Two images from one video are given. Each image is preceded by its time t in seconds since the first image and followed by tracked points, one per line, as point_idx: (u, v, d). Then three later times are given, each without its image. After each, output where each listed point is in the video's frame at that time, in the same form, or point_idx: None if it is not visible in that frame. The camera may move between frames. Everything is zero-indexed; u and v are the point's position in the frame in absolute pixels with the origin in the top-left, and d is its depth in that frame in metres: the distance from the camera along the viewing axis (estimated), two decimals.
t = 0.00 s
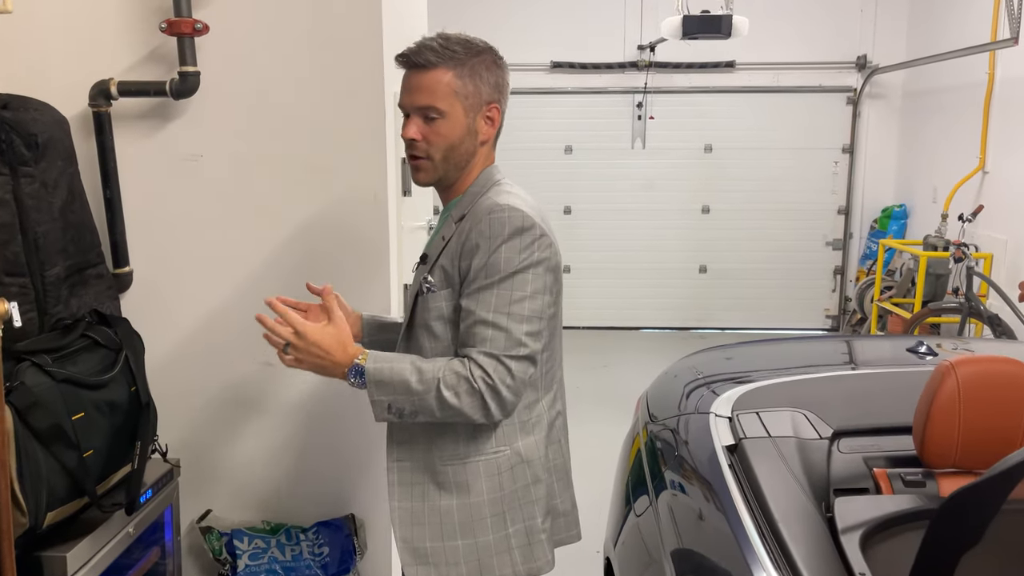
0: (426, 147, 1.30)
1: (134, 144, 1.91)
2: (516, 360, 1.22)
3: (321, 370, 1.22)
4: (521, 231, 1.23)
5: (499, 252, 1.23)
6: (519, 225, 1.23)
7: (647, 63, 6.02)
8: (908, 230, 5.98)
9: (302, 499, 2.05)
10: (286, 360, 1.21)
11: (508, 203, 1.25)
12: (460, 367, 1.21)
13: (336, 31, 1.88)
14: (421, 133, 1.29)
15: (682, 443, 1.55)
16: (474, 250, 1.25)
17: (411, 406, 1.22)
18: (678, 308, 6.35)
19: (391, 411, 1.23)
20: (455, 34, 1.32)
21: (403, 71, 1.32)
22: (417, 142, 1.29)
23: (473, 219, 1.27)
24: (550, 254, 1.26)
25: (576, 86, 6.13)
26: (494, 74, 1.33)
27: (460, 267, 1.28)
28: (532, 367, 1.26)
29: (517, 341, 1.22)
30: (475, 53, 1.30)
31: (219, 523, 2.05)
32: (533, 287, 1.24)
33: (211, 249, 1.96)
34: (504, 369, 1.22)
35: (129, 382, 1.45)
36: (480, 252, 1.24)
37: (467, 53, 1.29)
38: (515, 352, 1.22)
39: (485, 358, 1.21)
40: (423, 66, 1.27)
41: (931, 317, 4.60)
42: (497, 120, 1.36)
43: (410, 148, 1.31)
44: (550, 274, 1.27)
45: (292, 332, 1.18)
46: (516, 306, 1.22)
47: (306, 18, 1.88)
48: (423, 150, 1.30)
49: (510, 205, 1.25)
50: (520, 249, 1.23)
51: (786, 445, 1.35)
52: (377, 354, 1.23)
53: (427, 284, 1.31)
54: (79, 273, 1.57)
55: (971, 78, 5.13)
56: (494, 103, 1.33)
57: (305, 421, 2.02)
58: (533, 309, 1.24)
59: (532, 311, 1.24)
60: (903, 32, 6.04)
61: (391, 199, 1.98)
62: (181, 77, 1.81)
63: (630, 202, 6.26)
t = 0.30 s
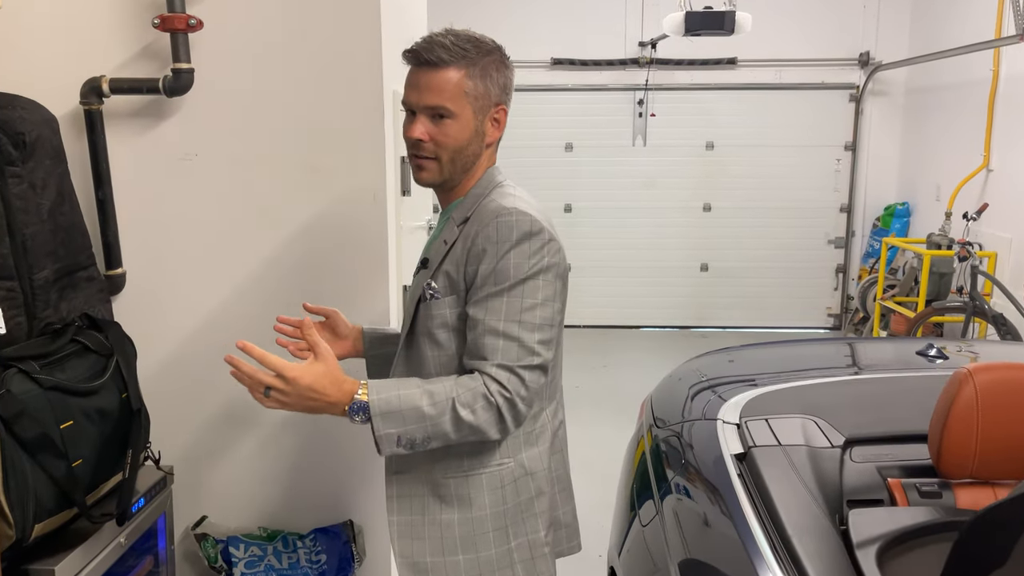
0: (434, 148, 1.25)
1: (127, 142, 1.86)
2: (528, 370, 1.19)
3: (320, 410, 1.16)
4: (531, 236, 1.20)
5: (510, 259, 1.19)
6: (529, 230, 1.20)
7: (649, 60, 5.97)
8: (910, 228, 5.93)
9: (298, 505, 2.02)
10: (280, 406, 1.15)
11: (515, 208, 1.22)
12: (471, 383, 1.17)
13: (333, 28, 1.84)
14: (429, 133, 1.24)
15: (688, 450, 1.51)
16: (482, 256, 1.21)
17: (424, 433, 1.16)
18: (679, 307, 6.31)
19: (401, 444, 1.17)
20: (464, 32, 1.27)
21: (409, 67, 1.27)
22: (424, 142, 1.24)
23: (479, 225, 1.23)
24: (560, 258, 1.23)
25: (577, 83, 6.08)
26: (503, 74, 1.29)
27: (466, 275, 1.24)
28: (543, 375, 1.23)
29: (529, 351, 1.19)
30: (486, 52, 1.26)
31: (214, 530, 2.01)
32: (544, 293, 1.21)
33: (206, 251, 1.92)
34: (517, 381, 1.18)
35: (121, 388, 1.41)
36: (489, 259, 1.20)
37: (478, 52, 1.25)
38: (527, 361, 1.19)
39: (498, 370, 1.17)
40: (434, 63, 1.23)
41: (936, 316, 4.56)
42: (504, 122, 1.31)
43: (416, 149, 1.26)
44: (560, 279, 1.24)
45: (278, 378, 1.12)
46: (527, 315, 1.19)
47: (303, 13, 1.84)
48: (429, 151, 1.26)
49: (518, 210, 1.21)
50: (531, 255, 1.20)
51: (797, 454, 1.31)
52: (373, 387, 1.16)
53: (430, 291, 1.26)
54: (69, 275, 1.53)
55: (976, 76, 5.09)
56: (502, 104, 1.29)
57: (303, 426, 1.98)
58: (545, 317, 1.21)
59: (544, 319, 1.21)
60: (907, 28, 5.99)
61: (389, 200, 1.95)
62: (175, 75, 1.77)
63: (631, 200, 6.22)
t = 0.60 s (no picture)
0: (436, 147, 1.22)
1: (121, 140, 1.82)
2: (533, 380, 1.16)
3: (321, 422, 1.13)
4: (536, 240, 1.17)
5: (515, 265, 1.16)
6: (535, 234, 1.17)
7: (650, 57, 5.94)
8: (913, 226, 5.90)
9: (297, 508, 1.99)
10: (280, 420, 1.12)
11: (522, 212, 1.19)
12: (474, 394, 1.14)
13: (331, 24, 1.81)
14: (432, 131, 1.21)
15: (696, 457, 1.48)
16: (488, 263, 1.18)
17: (425, 446, 1.14)
18: (680, 305, 6.28)
19: (403, 457, 1.14)
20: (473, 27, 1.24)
21: (415, 63, 1.24)
22: (427, 140, 1.21)
23: (485, 230, 1.20)
24: (567, 263, 1.20)
25: (578, 80, 6.05)
26: (512, 72, 1.25)
27: (471, 281, 1.21)
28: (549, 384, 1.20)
29: (535, 361, 1.15)
30: (494, 48, 1.22)
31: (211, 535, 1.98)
32: (551, 299, 1.17)
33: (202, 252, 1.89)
34: (522, 393, 1.15)
35: (113, 394, 1.38)
36: (494, 265, 1.17)
37: (485, 49, 1.21)
38: (533, 371, 1.16)
39: (502, 381, 1.14)
40: (439, 58, 1.19)
41: (939, 315, 4.53)
42: (511, 122, 1.28)
43: (418, 147, 1.23)
44: (567, 285, 1.20)
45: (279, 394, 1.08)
46: (533, 323, 1.16)
47: (300, 9, 1.80)
48: (432, 149, 1.22)
49: (525, 214, 1.18)
50: (535, 260, 1.16)
51: (808, 462, 1.27)
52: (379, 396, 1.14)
53: (434, 297, 1.23)
54: (61, 277, 1.49)
55: (980, 73, 5.05)
56: (510, 103, 1.25)
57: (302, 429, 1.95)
58: (551, 325, 1.17)
59: (550, 327, 1.17)
60: (910, 25, 5.95)
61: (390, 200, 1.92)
62: (169, 72, 1.74)
63: (632, 198, 6.19)
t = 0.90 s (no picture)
0: (440, 140, 1.20)
1: (116, 140, 1.79)
2: (505, 378, 1.09)
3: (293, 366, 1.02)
4: (540, 244, 1.14)
5: (513, 263, 1.13)
6: (539, 237, 1.14)
7: (651, 54, 5.90)
8: (916, 225, 5.86)
9: (297, 513, 1.96)
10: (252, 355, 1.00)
11: (527, 213, 1.16)
12: (445, 376, 1.08)
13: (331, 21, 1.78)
14: (437, 124, 1.19)
15: (704, 463, 1.45)
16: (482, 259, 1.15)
17: (384, 412, 1.06)
18: (681, 304, 6.25)
19: (358, 418, 1.06)
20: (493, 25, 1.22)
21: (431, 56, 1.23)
22: (432, 133, 1.19)
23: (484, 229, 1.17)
24: (568, 272, 1.17)
25: (579, 77, 6.01)
26: (528, 73, 1.22)
27: (468, 277, 1.18)
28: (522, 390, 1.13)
29: (514, 358, 1.10)
30: (510, 46, 1.20)
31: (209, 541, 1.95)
32: (542, 301, 1.13)
33: (199, 252, 1.86)
34: (493, 387, 1.08)
35: (107, 399, 1.35)
36: (490, 264, 1.14)
37: (499, 44, 1.19)
38: (510, 369, 1.10)
39: (473, 371, 1.08)
40: (450, 51, 1.18)
41: (943, 314, 4.50)
42: (525, 125, 1.24)
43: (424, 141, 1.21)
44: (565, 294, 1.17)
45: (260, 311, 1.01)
46: (516, 320, 1.11)
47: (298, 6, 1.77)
48: (436, 143, 1.20)
49: (532, 217, 1.15)
50: (537, 263, 1.13)
51: (820, 471, 1.24)
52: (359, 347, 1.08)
53: (431, 298, 1.21)
54: (55, 280, 1.46)
55: (984, 71, 5.01)
56: (523, 104, 1.22)
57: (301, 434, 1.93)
58: (539, 326, 1.12)
59: (537, 328, 1.12)
60: (913, 22, 5.91)
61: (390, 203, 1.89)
62: (165, 70, 1.70)
63: (633, 196, 6.15)
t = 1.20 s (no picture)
0: (443, 141, 1.17)
1: (112, 141, 1.76)
2: (465, 344, 1.04)
3: (285, 230, 1.07)
4: (542, 244, 1.11)
5: (512, 255, 1.10)
6: (544, 238, 1.11)
7: (653, 53, 5.87)
8: (919, 224, 5.83)
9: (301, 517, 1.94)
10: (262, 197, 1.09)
11: (537, 215, 1.13)
12: (413, 329, 1.05)
13: (331, 20, 1.74)
14: (441, 125, 1.17)
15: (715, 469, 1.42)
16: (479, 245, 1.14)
17: (342, 334, 1.03)
18: (683, 303, 6.22)
19: (319, 335, 1.05)
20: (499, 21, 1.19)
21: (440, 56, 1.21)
22: (435, 134, 1.17)
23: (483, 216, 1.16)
24: (567, 279, 1.13)
25: (580, 76, 5.98)
26: (535, 69, 1.19)
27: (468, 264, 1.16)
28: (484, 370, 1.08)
29: (485, 334, 1.06)
30: (516, 42, 1.16)
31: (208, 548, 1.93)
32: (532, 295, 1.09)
33: (197, 254, 1.82)
34: (451, 350, 1.04)
35: (102, 407, 1.32)
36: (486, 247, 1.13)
37: (504, 41, 1.15)
38: (476, 339, 1.05)
39: (434, 327, 1.05)
40: (454, 49, 1.15)
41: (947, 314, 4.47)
42: (534, 125, 1.21)
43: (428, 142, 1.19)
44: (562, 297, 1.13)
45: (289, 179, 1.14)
46: (496, 300, 1.07)
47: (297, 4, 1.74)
48: (440, 144, 1.18)
49: (541, 220, 1.12)
50: (537, 261, 1.10)
51: (833, 481, 1.21)
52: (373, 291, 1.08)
53: (429, 288, 1.20)
54: (48, 285, 1.43)
55: (988, 69, 4.98)
56: (530, 101, 1.18)
57: (302, 439, 1.90)
58: (519, 313, 1.08)
59: (520, 315, 1.08)
60: (917, 21, 5.87)
61: (391, 203, 1.86)
62: (162, 69, 1.67)
63: (635, 195, 6.12)
